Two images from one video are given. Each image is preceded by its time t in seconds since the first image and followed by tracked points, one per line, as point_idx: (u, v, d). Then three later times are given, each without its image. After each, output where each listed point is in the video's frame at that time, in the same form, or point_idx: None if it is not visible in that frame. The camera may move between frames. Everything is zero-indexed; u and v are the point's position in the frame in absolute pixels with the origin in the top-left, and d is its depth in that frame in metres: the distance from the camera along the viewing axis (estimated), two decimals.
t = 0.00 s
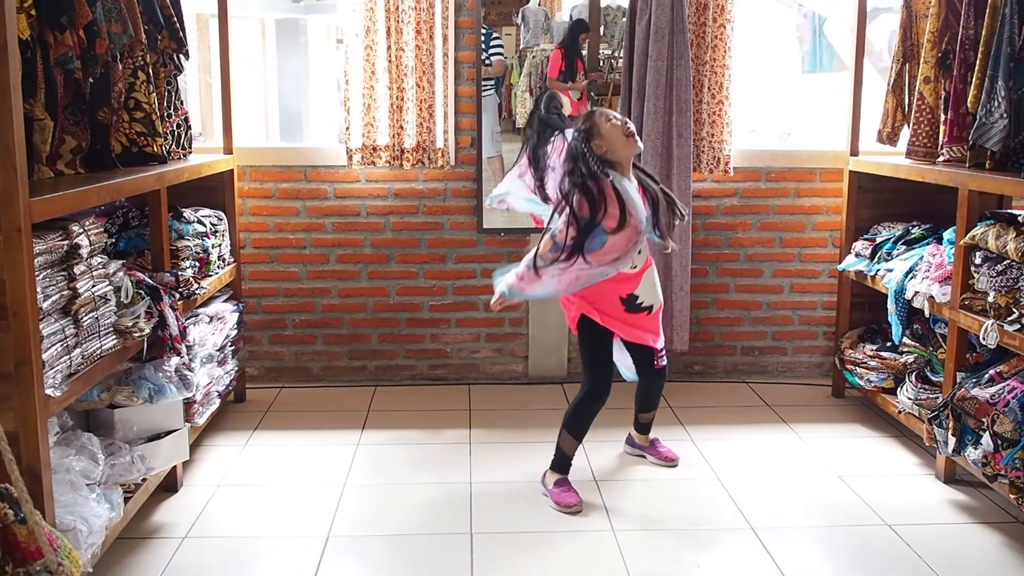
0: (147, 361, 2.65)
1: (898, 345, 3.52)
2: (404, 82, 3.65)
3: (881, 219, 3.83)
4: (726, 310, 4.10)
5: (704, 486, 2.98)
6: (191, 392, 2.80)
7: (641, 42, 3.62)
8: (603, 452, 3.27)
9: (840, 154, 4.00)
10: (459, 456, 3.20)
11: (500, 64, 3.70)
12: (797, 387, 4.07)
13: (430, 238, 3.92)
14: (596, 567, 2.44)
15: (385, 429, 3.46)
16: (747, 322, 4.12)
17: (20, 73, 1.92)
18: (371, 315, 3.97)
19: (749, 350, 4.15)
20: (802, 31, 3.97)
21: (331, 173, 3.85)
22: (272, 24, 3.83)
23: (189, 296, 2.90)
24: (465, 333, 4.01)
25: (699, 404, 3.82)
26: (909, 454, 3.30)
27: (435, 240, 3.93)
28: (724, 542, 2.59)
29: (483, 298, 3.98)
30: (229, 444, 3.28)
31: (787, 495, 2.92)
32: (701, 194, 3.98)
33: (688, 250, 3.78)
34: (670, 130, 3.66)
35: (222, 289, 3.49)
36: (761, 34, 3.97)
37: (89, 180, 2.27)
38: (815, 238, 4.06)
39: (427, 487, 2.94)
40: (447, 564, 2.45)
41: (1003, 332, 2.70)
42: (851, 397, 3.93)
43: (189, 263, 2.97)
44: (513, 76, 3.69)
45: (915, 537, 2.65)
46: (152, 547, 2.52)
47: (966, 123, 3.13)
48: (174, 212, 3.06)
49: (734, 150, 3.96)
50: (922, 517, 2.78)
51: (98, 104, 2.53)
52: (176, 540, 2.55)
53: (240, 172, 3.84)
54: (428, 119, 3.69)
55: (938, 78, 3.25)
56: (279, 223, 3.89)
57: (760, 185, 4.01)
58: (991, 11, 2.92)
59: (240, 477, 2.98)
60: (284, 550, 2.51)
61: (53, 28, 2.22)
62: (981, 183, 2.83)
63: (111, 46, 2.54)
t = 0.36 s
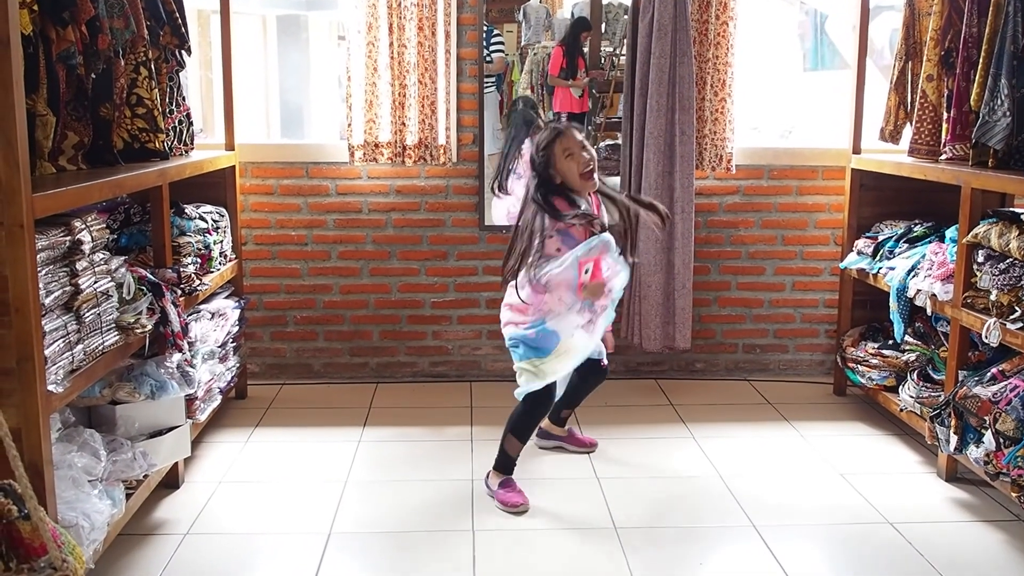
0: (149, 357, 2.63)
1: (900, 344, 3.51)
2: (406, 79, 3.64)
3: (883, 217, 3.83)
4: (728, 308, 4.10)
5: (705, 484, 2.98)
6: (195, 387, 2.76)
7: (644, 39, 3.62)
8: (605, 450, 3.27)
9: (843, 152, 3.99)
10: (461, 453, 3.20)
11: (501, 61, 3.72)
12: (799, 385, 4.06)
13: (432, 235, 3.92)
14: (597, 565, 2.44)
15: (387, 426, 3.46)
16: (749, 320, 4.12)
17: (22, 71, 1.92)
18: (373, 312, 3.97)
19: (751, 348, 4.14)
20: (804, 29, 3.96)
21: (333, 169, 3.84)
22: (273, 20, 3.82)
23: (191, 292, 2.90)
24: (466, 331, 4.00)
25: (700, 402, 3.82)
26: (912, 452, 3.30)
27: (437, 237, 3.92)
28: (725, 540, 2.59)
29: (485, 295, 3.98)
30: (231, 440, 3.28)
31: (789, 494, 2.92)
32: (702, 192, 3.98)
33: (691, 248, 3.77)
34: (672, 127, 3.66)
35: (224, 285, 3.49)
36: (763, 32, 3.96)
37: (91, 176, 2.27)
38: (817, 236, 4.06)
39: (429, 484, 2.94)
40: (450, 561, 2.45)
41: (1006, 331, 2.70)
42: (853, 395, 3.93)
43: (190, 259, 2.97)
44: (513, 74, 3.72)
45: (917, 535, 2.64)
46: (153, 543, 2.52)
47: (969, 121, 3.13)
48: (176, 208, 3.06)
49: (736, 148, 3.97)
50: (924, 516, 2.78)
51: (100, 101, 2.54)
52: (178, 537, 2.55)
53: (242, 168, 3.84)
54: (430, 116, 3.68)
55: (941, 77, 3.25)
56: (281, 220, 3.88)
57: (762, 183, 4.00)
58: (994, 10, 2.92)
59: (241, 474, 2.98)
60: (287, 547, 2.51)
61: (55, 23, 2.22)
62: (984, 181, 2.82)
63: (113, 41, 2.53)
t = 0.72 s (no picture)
0: (151, 353, 2.63)
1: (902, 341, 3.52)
2: (408, 75, 3.64)
3: (886, 214, 3.82)
4: (729, 305, 4.09)
5: (707, 480, 2.98)
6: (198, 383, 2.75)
7: (647, 35, 3.61)
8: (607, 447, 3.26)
9: (845, 149, 3.98)
10: (463, 449, 3.20)
11: (502, 58, 3.71)
12: (801, 382, 4.06)
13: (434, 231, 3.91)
14: (600, 561, 2.44)
15: (389, 422, 3.45)
16: (751, 317, 4.11)
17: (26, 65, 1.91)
18: (375, 308, 3.96)
19: (753, 345, 4.14)
20: (805, 26, 3.95)
21: (335, 165, 3.84)
22: (274, 16, 3.81)
23: (193, 287, 2.89)
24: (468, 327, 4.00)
25: (702, 399, 3.81)
26: (914, 450, 3.29)
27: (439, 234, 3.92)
28: (728, 537, 2.59)
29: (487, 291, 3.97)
30: (232, 436, 3.28)
31: (791, 491, 2.91)
32: (705, 188, 3.97)
33: (693, 245, 3.77)
34: (675, 124, 3.65)
35: (225, 281, 3.48)
36: (766, 29, 3.96)
37: (94, 171, 2.27)
38: (819, 233, 4.05)
39: (430, 480, 2.93)
40: (452, 557, 2.45)
41: (1009, 328, 2.69)
42: (854, 392, 3.92)
43: (192, 254, 2.97)
44: (514, 71, 3.71)
45: (919, 533, 2.64)
46: (155, 539, 2.51)
47: (971, 118, 3.13)
48: (178, 204, 3.05)
49: (738, 144, 3.96)
50: (925, 513, 2.77)
51: (103, 95, 2.53)
52: (180, 532, 2.55)
53: (244, 164, 3.83)
54: (433, 112, 3.68)
55: (944, 74, 3.24)
56: (283, 215, 3.88)
57: (764, 180, 4.00)
58: (999, 7, 2.91)
59: (242, 469, 2.98)
60: (289, 542, 2.51)
61: (58, 17, 2.21)
62: (988, 178, 2.81)
63: (115, 36, 2.53)
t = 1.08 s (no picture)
0: (155, 347, 2.63)
1: (906, 336, 3.52)
2: (412, 69, 3.63)
3: (890, 210, 3.81)
4: (733, 300, 4.09)
5: (710, 476, 2.98)
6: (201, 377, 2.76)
7: (651, 30, 3.60)
8: (610, 443, 3.26)
9: (849, 145, 3.98)
10: (466, 444, 3.20)
11: (503, 53, 3.69)
12: (803, 378, 4.06)
13: (437, 226, 3.91)
14: (604, 556, 2.44)
15: (392, 417, 3.45)
16: (754, 313, 4.11)
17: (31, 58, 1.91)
18: (377, 303, 3.96)
19: (755, 341, 4.14)
20: (807, 22, 3.95)
21: (337, 160, 3.83)
22: (276, 10, 3.80)
23: (196, 281, 2.88)
24: (471, 322, 4.00)
25: (705, 395, 3.81)
26: (917, 446, 3.29)
27: (442, 229, 3.91)
28: (732, 533, 2.59)
29: (489, 286, 3.97)
30: (236, 430, 3.28)
31: (795, 486, 2.91)
32: (708, 184, 3.96)
33: (696, 241, 3.76)
34: (679, 120, 3.64)
35: (229, 275, 3.48)
36: (767, 26, 3.95)
37: (98, 164, 2.26)
38: (823, 229, 4.05)
39: (433, 475, 2.93)
40: (456, 552, 2.44)
41: (1014, 324, 2.69)
42: (857, 388, 3.92)
43: (196, 248, 2.96)
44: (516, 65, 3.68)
45: (924, 529, 2.63)
46: (159, 533, 2.51)
47: (977, 114, 3.12)
48: (181, 197, 3.04)
49: (742, 140, 3.94)
50: (930, 509, 2.77)
51: (106, 89, 2.51)
52: (183, 526, 2.55)
53: (246, 158, 3.82)
54: (436, 106, 3.68)
55: (949, 69, 3.23)
56: (285, 210, 3.87)
57: (768, 176, 3.99)
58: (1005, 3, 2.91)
59: (246, 464, 2.98)
60: (293, 537, 2.51)
61: (63, 10, 2.21)
62: (994, 174, 2.81)
63: (119, 29, 2.52)
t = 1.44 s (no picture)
0: (160, 342, 2.64)
1: (909, 333, 3.51)
2: (416, 65, 3.63)
3: (894, 207, 3.81)
4: (736, 297, 4.08)
5: (714, 472, 2.97)
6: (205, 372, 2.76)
7: (655, 26, 3.59)
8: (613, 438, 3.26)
9: (853, 141, 3.97)
10: (470, 440, 3.20)
11: (504, 48, 3.69)
12: (807, 374, 4.05)
13: (440, 222, 3.90)
14: (608, 552, 2.44)
15: (395, 413, 3.45)
16: (757, 309, 4.11)
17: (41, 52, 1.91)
18: (380, 299, 3.96)
19: (759, 338, 4.13)
20: (809, 19, 3.93)
21: (341, 155, 3.83)
22: (278, 5, 3.80)
23: (201, 277, 2.88)
24: (474, 318, 4.00)
25: (709, 391, 3.81)
26: (921, 443, 3.29)
27: (445, 224, 3.91)
28: (736, 529, 2.59)
29: (493, 282, 3.97)
30: (239, 426, 3.28)
31: (799, 483, 2.91)
32: (712, 180, 3.96)
33: (699, 237, 3.76)
34: (682, 115, 3.64)
35: (232, 271, 3.48)
36: (771, 23, 3.94)
37: (104, 159, 2.26)
38: (826, 226, 4.04)
39: (437, 471, 2.93)
40: (461, 547, 2.44)
41: (1019, 321, 2.69)
42: (860, 384, 3.92)
43: (199, 244, 2.96)
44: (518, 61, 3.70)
45: (928, 525, 2.63)
46: (163, 528, 2.52)
47: (982, 111, 3.11)
48: (185, 193, 3.04)
49: (746, 136, 3.93)
50: (934, 506, 2.77)
51: (111, 83, 2.52)
52: (188, 522, 2.55)
53: (249, 153, 3.82)
54: (440, 102, 3.68)
55: (954, 66, 3.22)
56: (289, 206, 3.87)
57: (771, 172, 3.98)
58: None
59: (249, 459, 2.98)
60: (297, 532, 2.51)
61: (68, 5, 2.21)
62: (998, 171, 2.80)
63: (124, 23, 2.51)
